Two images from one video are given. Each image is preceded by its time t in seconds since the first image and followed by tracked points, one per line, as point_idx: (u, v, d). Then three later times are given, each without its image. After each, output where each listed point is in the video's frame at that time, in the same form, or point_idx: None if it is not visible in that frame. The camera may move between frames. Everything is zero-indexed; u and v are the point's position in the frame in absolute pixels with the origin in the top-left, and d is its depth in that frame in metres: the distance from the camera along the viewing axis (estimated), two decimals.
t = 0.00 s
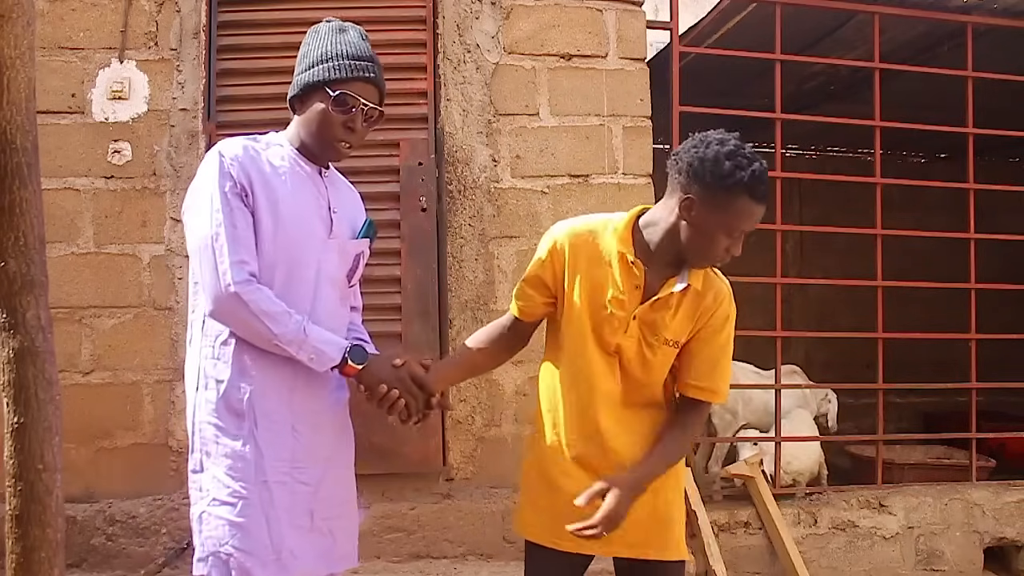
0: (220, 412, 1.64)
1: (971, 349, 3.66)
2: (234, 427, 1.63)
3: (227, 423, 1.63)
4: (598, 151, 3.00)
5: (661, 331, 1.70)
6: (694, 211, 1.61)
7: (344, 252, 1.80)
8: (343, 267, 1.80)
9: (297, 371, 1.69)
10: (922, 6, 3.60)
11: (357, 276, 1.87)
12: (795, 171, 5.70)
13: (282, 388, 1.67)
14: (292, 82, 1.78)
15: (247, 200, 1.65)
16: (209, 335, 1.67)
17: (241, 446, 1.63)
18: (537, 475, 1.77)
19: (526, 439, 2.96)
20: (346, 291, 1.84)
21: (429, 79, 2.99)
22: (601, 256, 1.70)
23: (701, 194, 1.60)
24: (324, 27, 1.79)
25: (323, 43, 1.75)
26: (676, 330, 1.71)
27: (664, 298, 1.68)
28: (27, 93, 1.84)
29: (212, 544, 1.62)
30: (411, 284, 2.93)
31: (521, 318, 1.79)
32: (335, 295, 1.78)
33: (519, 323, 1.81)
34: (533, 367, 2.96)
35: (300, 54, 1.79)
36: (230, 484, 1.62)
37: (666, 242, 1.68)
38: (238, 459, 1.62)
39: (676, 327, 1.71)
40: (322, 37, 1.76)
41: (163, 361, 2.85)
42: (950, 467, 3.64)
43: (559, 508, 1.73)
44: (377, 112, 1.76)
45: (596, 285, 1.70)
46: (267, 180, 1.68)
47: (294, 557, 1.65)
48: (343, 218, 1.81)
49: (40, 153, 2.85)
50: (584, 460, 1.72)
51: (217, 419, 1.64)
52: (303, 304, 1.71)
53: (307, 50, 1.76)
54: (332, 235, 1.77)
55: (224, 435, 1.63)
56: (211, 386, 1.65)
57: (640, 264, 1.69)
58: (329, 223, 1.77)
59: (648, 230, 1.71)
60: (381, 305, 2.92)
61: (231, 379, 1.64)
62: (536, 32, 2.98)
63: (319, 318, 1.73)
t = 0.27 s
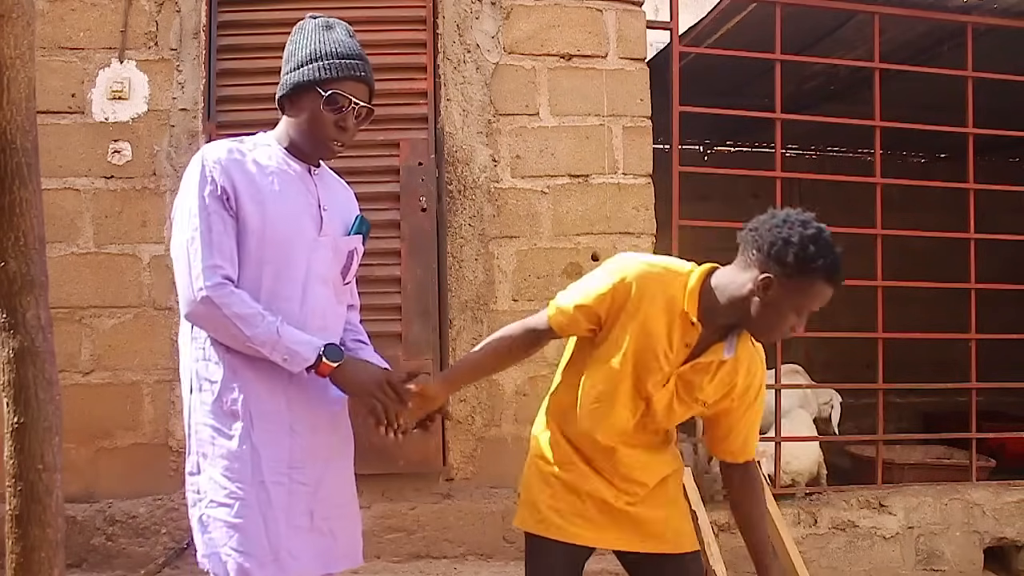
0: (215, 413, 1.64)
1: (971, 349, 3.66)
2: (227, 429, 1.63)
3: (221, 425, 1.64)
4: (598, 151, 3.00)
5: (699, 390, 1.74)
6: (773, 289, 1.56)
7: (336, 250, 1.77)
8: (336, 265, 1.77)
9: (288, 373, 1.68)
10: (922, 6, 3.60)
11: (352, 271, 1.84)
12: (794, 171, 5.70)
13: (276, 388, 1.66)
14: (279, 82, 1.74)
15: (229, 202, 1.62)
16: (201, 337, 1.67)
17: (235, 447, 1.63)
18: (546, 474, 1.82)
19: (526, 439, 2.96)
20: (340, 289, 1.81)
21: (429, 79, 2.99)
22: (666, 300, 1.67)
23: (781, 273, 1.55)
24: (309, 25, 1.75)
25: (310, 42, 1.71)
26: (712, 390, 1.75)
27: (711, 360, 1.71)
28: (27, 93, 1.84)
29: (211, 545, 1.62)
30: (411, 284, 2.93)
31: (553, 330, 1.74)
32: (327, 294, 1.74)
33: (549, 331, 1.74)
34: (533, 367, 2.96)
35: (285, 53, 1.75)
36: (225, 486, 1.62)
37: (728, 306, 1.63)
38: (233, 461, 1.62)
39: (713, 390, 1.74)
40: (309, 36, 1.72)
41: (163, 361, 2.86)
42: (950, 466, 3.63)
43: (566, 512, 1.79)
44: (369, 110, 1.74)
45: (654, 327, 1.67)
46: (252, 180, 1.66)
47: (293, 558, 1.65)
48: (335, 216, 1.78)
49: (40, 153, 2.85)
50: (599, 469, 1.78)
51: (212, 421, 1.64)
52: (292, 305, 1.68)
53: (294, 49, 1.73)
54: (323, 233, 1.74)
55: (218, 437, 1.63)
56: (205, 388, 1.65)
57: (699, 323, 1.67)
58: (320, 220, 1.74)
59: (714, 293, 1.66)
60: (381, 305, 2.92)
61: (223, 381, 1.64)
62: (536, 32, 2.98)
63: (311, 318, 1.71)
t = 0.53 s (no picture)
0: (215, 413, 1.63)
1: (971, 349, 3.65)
2: (227, 428, 1.63)
3: (221, 425, 1.63)
4: (598, 151, 3.00)
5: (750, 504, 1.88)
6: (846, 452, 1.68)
7: (332, 249, 1.76)
8: (331, 264, 1.76)
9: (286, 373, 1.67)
10: (922, 6, 3.60)
11: (347, 268, 1.84)
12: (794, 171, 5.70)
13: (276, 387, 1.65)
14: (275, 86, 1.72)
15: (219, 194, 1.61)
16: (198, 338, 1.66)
17: (235, 447, 1.62)
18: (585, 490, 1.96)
19: (526, 439, 2.95)
20: (336, 288, 1.79)
21: (429, 79, 2.99)
22: (752, 434, 1.74)
23: (854, 440, 1.67)
24: (303, 27, 1.74)
25: (308, 45, 1.70)
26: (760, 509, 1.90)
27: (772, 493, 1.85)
28: (28, 94, 1.84)
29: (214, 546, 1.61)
30: (411, 284, 2.93)
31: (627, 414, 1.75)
32: (324, 295, 1.73)
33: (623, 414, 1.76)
34: (533, 367, 2.95)
35: (278, 56, 1.73)
36: (226, 487, 1.61)
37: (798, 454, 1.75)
38: (234, 461, 1.62)
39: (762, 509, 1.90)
40: (306, 39, 1.71)
41: (163, 361, 2.85)
42: (950, 466, 3.64)
43: (595, 530, 1.95)
44: (369, 111, 1.76)
45: (734, 454, 1.74)
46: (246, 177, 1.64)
47: (296, 557, 1.65)
48: (331, 217, 1.77)
49: (40, 154, 2.85)
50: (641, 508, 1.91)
51: (212, 422, 1.63)
52: (289, 306, 1.67)
53: (291, 54, 1.71)
54: (318, 233, 1.72)
55: (218, 437, 1.63)
56: (204, 388, 1.64)
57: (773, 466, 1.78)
58: (315, 220, 1.73)
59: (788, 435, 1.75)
60: (381, 305, 2.92)
61: (223, 382, 1.63)
62: (536, 32, 2.98)
63: (307, 318, 1.70)
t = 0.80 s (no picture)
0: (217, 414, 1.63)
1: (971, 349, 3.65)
2: (231, 429, 1.62)
3: (224, 425, 1.62)
4: (598, 151, 3.00)
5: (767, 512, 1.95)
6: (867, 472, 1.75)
7: (331, 249, 1.77)
8: (331, 263, 1.76)
9: (288, 372, 1.66)
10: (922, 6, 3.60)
11: (347, 267, 1.84)
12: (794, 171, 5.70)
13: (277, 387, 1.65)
14: (278, 88, 1.72)
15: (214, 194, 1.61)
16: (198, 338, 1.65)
17: (239, 447, 1.62)
18: (605, 490, 1.98)
19: (526, 439, 2.95)
20: (336, 287, 1.79)
21: (429, 79, 2.99)
22: (785, 451, 1.77)
23: (877, 459, 1.74)
24: (303, 28, 1.74)
25: (311, 47, 1.71)
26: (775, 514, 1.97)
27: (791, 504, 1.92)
28: (28, 94, 1.84)
29: (219, 546, 1.61)
30: (411, 284, 2.93)
31: (663, 431, 1.78)
32: (323, 294, 1.73)
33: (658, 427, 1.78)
34: (533, 367, 2.95)
35: (280, 57, 1.73)
36: (229, 487, 1.61)
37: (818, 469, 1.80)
38: (238, 461, 1.61)
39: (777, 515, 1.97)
40: (309, 41, 1.71)
41: (163, 361, 2.86)
42: (950, 466, 3.68)
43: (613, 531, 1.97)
44: (371, 111, 1.76)
45: (766, 472, 1.79)
46: (243, 177, 1.64)
47: (300, 557, 1.65)
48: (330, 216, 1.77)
49: (40, 154, 2.85)
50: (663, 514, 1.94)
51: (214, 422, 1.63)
52: (288, 305, 1.67)
53: (293, 55, 1.71)
54: (317, 233, 1.72)
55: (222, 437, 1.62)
56: (203, 389, 1.64)
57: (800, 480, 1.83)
58: (314, 219, 1.72)
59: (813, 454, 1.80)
60: (381, 305, 2.92)
61: (225, 382, 1.62)
62: (536, 32, 2.98)
63: (307, 318, 1.69)
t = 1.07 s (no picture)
0: (218, 412, 1.63)
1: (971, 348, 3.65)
2: (232, 428, 1.62)
3: (226, 424, 1.62)
4: (598, 151, 3.00)
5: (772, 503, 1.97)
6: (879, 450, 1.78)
7: (332, 248, 1.76)
8: (331, 263, 1.76)
9: (290, 372, 1.66)
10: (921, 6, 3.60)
11: (347, 267, 1.84)
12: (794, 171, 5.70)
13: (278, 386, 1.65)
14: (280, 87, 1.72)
15: (212, 192, 1.62)
16: (199, 338, 1.65)
17: (241, 446, 1.62)
18: (613, 488, 1.98)
19: (526, 439, 2.96)
20: (337, 286, 1.79)
21: (429, 79, 2.99)
22: (796, 440, 1.80)
23: (887, 435, 1.78)
24: (307, 29, 1.74)
25: (314, 47, 1.71)
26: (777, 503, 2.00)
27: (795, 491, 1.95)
28: (28, 95, 1.82)
29: (219, 544, 1.61)
30: (411, 284, 2.93)
31: (676, 429, 1.76)
32: (323, 294, 1.73)
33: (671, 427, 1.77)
34: (534, 367, 2.95)
35: (283, 57, 1.73)
36: (230, 486, 1.62)
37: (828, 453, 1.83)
38: (240, 460, 1.62)
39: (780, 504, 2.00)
40: (312, 42, 1.72)
41: (163, 361, 2.86)
42: (950, 466, 3.66)
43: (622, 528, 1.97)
44: (374, 112, 1.76)
45: (777, 462, 1.81)
46: (242, 177, 1.64)
47: (301, 556, 1.64)
48: (331, 215, 1.77)
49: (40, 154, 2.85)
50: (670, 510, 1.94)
51: (215, 421, 1.63)
52: (288, 305, 1.66)
53: (296, 55, 1.71)
54: (318, 233, 1.72)
55: (224, 436, 1.62)
56: (203, 388, 1.65)
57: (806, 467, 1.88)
58: (314, 219, 1.72)
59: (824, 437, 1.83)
60: (381, 305, 2.92)
61: (227, 381, 1.63)
62: (536, 32, 2.98)
63: (308, 317, 1.69)
